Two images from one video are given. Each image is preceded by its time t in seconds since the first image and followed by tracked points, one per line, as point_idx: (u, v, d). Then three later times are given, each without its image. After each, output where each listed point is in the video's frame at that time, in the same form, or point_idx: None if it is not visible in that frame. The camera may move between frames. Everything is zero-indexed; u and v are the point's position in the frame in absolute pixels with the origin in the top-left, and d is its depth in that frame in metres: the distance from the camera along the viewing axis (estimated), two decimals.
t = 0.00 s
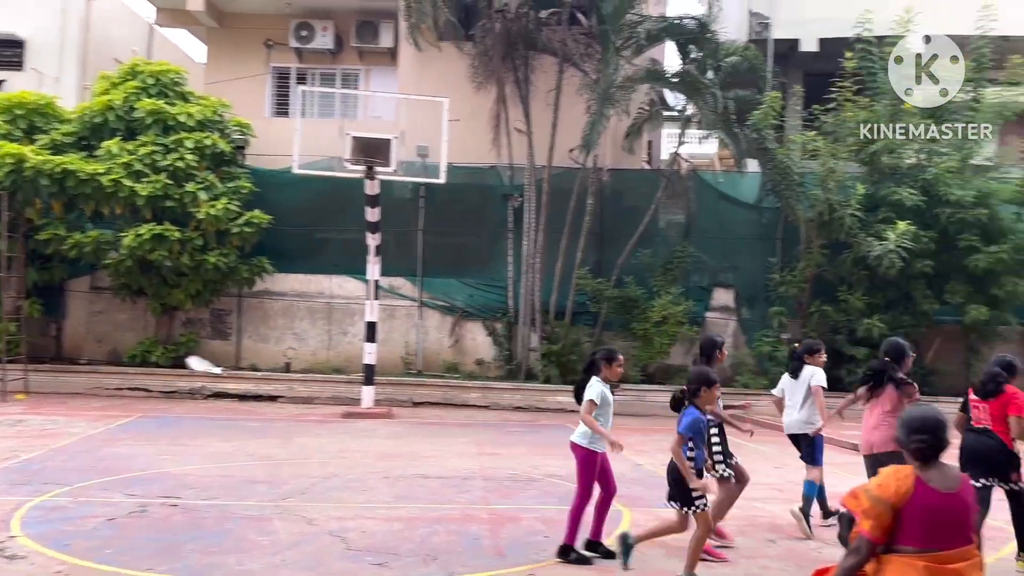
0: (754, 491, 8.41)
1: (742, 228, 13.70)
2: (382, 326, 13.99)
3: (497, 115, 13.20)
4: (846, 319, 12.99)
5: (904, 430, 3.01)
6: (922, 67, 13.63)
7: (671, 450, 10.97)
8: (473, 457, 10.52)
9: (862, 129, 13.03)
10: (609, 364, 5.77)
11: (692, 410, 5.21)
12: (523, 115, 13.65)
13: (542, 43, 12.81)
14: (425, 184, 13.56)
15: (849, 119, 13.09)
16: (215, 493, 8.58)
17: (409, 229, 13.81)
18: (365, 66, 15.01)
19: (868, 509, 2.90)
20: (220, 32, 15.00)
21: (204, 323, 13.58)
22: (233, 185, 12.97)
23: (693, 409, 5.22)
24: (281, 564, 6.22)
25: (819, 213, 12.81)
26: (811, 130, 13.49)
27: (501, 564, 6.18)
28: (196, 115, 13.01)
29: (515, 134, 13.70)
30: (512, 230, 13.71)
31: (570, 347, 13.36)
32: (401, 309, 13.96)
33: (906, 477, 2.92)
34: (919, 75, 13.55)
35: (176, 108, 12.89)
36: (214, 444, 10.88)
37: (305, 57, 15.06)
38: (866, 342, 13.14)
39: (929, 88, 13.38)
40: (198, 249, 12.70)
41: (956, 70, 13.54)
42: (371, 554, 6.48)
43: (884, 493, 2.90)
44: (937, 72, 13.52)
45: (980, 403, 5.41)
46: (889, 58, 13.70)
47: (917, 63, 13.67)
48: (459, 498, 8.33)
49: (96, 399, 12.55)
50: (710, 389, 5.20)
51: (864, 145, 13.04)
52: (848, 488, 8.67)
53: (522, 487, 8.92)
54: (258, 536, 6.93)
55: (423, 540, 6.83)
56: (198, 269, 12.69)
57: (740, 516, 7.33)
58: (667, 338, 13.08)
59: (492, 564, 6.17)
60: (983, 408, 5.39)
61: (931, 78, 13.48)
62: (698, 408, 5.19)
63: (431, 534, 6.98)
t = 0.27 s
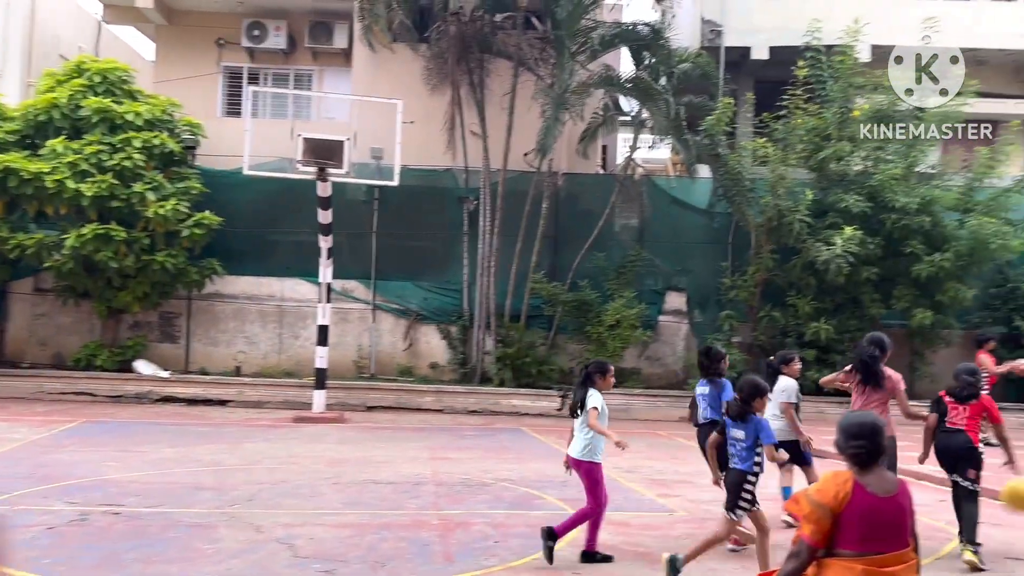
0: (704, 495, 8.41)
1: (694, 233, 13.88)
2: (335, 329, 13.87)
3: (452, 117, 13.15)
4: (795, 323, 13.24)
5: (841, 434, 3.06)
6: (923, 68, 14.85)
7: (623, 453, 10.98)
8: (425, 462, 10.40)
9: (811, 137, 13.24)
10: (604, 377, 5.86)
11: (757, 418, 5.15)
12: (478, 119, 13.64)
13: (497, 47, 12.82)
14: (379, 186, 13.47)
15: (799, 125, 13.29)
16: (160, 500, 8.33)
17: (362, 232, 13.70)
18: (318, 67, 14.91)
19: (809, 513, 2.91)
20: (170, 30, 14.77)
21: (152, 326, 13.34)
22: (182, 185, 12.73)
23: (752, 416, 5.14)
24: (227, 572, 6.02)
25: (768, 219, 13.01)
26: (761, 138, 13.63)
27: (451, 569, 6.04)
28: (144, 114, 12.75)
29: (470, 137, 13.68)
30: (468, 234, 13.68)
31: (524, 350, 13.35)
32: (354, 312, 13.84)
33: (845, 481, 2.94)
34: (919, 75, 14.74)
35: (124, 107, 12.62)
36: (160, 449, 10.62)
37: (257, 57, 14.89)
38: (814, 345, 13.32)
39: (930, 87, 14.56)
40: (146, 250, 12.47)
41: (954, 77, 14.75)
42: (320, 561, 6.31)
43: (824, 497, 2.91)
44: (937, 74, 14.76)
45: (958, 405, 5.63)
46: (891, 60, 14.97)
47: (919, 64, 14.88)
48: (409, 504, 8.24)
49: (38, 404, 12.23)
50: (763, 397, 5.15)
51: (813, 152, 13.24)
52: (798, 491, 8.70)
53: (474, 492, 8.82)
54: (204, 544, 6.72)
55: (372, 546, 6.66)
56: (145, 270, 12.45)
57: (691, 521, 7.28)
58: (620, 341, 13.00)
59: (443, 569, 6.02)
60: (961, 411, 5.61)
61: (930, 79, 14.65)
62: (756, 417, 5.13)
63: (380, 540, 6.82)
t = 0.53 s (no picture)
0: (673, 497, 8.41)
1: (666, 236, 13.95)
2: (305, 331, 13.78)
3: (424, 119, 13.09)
4: (765, 325, 13.29)
5: (804, 439, 2.91)
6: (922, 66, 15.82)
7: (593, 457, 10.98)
8: (394, 466, 10.33)
9: (781, 142, 13.35)
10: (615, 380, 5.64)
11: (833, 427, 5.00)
12: (450, 122, 13.63)
13: (469, 50, 12.82)
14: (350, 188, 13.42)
15: (769, 130, 13.46)
16: (123, 505, 8.18)
17: (333, 233, 13.64)
18: (290, 67, 14.89)
19: (772, 518, 2.76)
20: (139, 28, 14.61)
21: (119, 328, 13.20)
22: (150, 185, 12.58)
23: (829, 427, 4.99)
24: None
25: (738, 222, 13.16)
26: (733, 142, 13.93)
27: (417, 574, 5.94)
28: (112, 113, 12.55)
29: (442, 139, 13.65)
30: (441, 237, 13.63)
31: (495, 352, 13.24)
32: (324, 314, 13.77)
33: (808, 487, 2.81)
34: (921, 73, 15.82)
35: (91, 106, 12.43)
36: (125, 453, 10.46)
37: (228, 56, 14.81)
38: (784, 348, 13.41)
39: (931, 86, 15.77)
40: (113, 250, 12.31)
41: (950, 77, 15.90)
42: (285, 566, 6.20)
43: (787, 502, 2.78)
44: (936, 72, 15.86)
45: (933, 406, 5.79)
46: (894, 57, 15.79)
47: (920, 62, 15.80)
48: (377, 508, 8.16)
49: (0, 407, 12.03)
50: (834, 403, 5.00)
51: (782, 156, 13.37)
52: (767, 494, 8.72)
53: (443, 496, 8.75)
54: (167, 550, 6.60)
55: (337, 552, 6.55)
56: (112, 271, 12.29)
57: (660, 525, 7.25)
58: (591, 344, 13.06)
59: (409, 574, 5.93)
60: (935, 412, 5.79)
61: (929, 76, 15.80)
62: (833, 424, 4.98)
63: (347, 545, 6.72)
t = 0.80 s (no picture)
0: (656, 498, 8.42)
1: (650, 238, 13.99)
2: (289, 332, 13.72)
3: (408, 120, 13.04)
4: (749, 327, 13.35)
5: (785, 443, 2.93)
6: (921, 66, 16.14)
7: (576, 458, 10.98)
8: (377, 467, 10.29)
9: (764, 144, 13.40)
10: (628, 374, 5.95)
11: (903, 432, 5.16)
12: (435, 122, 13.60)
13: (454, 50, 12.79)
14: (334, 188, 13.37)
15: (753, 133, 13.51)
16: (103, 507, 8.11)
17: (317, 233, 13.59)
18: (274, 67, 14.85)
19: (754, 520, 2.76)
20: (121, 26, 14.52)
21: (100, 328, 13.12)
22: (132, 184, 12.49)
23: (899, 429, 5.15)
24: None
25: (722, 224, 13.23)
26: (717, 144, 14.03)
27: None
28: (94, 112, 12.45)
29: (427, 140, 13.62)
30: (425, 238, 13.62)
31: (480, 353, 13.22)
32: (308, 314, 13.71)
33: (791, 488, 2.82)
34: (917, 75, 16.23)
35: (72, 104, 12.32)
36: (106, 454, 10.38)
37: (211, 55, 14.74)
38: (767, 349, 13.48)
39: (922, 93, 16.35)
40: (94, 250, 12.22)
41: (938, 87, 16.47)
42: (267, 568, 6.15)
43: (770, 504, 2.78)
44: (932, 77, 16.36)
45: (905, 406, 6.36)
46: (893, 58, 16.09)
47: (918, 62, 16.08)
48: (360, 510, 8.13)
49: None
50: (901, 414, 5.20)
51: (766, 159, 13.42)
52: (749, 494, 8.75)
53: (427, 497, 8.73)
54: (146, 553, 6.55)
55: (319, 554, 6.50)
56: (93, 271, 12.20)
57: (642, 526, 7.25)
58: (575, 345, 13.11)
59: None
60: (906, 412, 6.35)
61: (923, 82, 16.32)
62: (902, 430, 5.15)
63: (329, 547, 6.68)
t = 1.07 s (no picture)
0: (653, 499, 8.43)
1: (645, 238, 13.99)
2: (285, 332, 13.71)
3: (404, 120, 13.00)
4: (744, 328, 13.37)
5: (783, 443, 2.92)
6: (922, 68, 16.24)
7: (573, 458, 10.99)
8: (373, 468, 10.29)
9: (760, 144, 13.37)
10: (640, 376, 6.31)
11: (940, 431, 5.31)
12: (431, 122, 13.58)
13: (450, 51, 12.77)
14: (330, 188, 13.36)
15: (749, 133, 13.48)
16: (99, 508, 8.09)
17: (313, 233, 13.57)
18: (269, 66, 14.83)
19: (751, 522, 2.75)
20: (118, 26, 14.51)
21: (95, 328, 13.10)
22: (128, 183, 12.47)
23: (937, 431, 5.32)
24: None
25: (718, 225, 13.22)
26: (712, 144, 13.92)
27: None
28: (89, 111, 12.41)
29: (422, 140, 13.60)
30: (421, 238, 13.61)
31: (475, 353, 13.24)
32: (304, 314, 13.70)
33: (788, 490, 2.81)
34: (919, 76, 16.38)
35: (67, 103, 12.28)
36: (102, 454, 10.37)
37: (207, 54, 14.73)
38: (762, 350, 13.50)
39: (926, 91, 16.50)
40: (89, 250, 12.20)
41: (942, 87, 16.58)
42: (262, 569, 6.14)
43: (767, 505, 2.77)
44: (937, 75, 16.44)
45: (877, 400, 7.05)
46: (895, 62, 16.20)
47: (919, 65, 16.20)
48: (356, 510, 8.13)
49: None
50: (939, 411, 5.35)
51: (762, 159, 13.40)
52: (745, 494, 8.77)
53: (423, 497, 8.73)
54: (143, 553, 6.54)
55: (316, 555, 6.49)
56: (88, 270, 12.17)
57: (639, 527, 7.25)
58: (571, 345, 13.14)
59: None
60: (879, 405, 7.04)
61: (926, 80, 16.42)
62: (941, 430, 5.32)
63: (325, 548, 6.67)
